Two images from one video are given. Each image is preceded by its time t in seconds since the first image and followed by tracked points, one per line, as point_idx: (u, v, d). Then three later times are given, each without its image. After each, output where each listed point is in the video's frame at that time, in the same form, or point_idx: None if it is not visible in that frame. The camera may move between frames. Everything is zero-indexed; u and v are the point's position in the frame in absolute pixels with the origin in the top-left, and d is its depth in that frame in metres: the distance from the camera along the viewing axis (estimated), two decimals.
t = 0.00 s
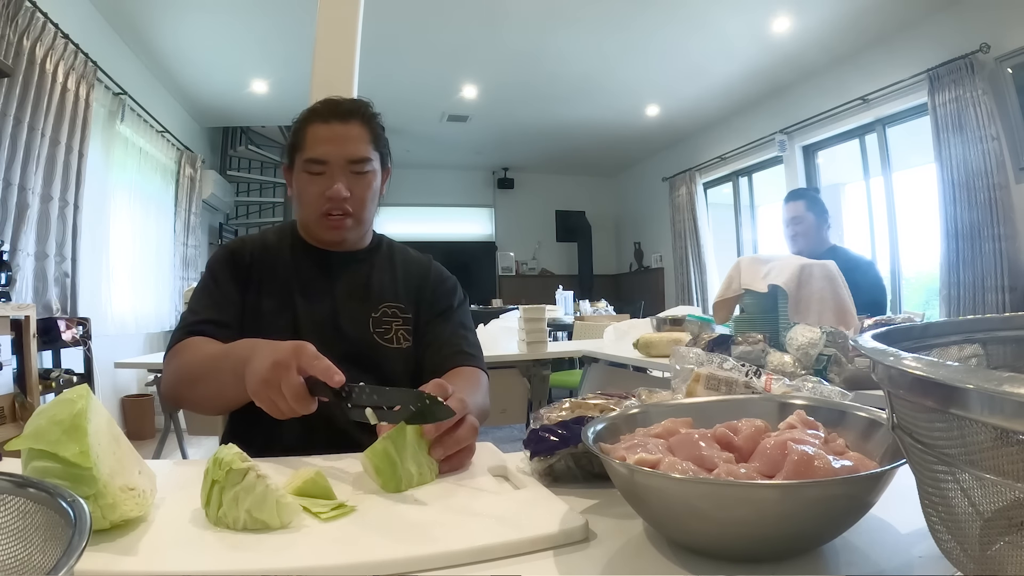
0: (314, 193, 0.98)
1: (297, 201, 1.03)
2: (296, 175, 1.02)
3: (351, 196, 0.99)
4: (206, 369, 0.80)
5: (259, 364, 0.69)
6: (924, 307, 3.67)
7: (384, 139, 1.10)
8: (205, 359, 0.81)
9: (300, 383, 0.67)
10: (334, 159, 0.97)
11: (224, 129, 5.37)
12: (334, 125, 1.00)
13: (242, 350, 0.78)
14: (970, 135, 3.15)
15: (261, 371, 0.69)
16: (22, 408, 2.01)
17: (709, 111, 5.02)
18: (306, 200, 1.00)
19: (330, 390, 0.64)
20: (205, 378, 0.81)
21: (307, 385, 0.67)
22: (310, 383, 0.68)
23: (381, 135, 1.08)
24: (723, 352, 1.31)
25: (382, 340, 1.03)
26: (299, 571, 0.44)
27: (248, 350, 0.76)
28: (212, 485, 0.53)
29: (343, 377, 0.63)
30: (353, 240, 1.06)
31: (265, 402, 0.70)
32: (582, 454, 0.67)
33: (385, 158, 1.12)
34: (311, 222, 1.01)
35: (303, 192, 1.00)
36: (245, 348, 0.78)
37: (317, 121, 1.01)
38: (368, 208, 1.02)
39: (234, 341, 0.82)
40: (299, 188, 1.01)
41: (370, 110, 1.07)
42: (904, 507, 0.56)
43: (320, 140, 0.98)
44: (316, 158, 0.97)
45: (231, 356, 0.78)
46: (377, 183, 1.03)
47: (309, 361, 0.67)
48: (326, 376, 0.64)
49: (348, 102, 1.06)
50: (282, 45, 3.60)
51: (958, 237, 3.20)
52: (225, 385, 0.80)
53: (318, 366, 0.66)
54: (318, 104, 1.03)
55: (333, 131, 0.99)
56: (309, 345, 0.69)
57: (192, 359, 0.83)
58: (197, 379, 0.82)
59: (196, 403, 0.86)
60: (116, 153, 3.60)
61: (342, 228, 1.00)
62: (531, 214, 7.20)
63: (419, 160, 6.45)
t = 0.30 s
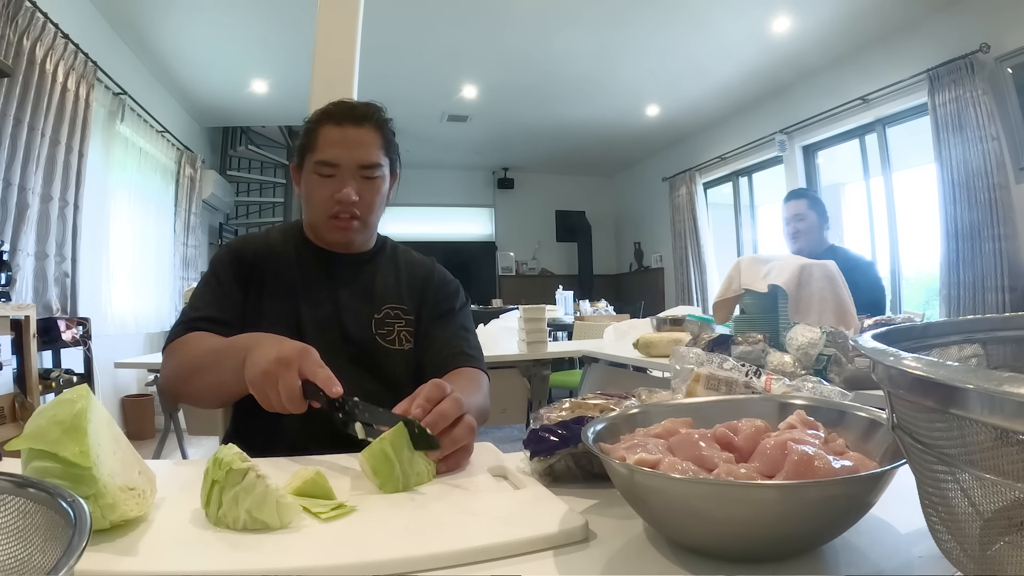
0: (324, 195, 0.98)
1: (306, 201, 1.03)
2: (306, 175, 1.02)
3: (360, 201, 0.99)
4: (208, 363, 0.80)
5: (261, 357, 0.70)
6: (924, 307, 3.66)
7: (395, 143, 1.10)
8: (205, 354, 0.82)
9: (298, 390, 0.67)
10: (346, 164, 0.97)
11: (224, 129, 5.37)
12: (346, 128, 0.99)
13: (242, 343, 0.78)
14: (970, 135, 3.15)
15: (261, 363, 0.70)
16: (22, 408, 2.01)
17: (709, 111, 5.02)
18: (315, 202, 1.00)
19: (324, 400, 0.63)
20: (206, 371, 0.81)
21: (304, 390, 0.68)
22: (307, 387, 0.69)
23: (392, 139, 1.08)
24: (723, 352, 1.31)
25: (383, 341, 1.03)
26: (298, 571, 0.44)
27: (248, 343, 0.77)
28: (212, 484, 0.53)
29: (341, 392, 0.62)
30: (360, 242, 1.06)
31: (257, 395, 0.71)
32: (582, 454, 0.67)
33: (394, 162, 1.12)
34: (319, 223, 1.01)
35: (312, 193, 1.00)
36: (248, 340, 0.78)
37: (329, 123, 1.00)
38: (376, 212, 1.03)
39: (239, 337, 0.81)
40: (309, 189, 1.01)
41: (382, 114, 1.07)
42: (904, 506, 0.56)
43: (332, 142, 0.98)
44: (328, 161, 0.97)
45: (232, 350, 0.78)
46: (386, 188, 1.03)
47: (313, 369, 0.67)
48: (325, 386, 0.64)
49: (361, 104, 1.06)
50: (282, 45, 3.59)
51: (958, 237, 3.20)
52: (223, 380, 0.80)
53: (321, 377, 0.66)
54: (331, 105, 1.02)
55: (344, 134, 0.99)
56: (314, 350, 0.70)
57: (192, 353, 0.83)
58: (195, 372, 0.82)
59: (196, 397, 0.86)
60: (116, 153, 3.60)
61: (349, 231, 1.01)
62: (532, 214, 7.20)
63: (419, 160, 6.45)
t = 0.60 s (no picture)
0: (327, 191, 0.98)
1: (309, 197, 1.03)
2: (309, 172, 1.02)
3: (363, 197, 0.99)
4: (204, 372, 0.80)
5: (257, 380, 0.71)
6: (924, 307, 3.66)
7: (398, 144, 1.10)
8: (201, 360, 0.82)
9: (293, 412, 0.68)
10: (349, 159, 0.97)
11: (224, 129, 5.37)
12: (350, 126, 1.00)
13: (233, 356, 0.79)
14: (970, 135, 3.15)
15: (256, 387, 0.70)
16: (22, 408, 2.01)
17: (709, 111, 5.02)
18: (318, 198, 1.00)
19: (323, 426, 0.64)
20: (201, 380, 0.80)
21: (299, 413, 0.68)
22: (302, 411, 0.69)
23: (396, 139, 1.08)
24: (723, 352, 1.31)
25: (384, 339, 1.03)
26: (298, 571, 0.44)
27: (243, 358, 0.78)
28: (212, 484, 0.53)
29: (340, 418, 0.64)
30: (361, 240, 1.06)
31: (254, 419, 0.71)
32: (582, 454, 0.67)
33: (397, 163, 1.12)
34: (321, 220, 1.01)
35: (316, 190, 1.00)
36: (244, 355, 0.79)
37: (334, 121, 1.01)
38: (378, 210, 1.03)
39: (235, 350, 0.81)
40: (311, 185, 1.01)
41: (387, 114, 1.07)
42: (904, 506, 0.56)
43: (336, 139, 0.98)
44: (332, 157, 0.98)
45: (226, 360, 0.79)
46: (388, 186, 1.03)
47: (309, 395, 0.68)
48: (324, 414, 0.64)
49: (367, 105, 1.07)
50: (282, 45, 3.59)
51: (958, 237, 3.20)
52: (217, 388, 0.80)
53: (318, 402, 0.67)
54: (337, 104, 1.03)
55: (349, 131, 0.99)
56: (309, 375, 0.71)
57: (188, 357, 0.84)
58: (191, 380, 0.82)
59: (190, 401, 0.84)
60: (116, 153, 3.60)
61: (352, 227, 1.00)
62: (532, 214, 7.20)
63: (419, 160, 6.45)
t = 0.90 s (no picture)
0: (327, 189, 0.98)
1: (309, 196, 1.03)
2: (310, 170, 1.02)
3: (363, 196, 0.99)
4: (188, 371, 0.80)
5: (219, 377, 0.70)
6: (924, 307, 3.66)
7: (398, 145, 1.10)
8: (190, 359, 0.82)
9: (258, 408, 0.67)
10: (350, 157, 0.97)
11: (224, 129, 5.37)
12: (352, 124, 1.00)
13: (217, 355, 0.78)
14: (970, 135, 3.15)
15: (219, 385, 0.69)
16: (22, 408, 2.01)
17: (709, 111, 5.02)
18: (318, 196, 1.00)
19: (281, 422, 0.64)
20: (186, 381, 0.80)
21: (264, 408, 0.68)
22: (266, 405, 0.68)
23: (396, 140, 1.08)
24: (723, 352, 1.31)
25: (380, 341, 1.03)
26: (299, 571, 0.44)
27: (224, 355, 0.77)
28: (212, 484, 0.53)
29: (295, 413, 0.63)
30: (360, 239, 1.06)
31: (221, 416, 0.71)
32: (582, 454, 0.67)
33: (396, 164, 1.12)
34: (320, 218, 1.01)
35: (316, 188, 1.00)
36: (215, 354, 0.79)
37: (336, 120, 1.01)
38: (377, 209, 1.03)
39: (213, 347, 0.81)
40: (312, 183, 1.01)
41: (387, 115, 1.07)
42: (904, 507, 0.56)
43: (336, 136, 0.98)
44: (332, 155, 0.98)
45: (209, 359, 0.78)
46: (387, 185, 1.04)
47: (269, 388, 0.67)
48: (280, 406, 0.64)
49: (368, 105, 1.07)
50: (282, 45, 3.59)
51: (958, 237, 3.20)
52: (202, 386, 0.79)
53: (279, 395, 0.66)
54: (338, 103, 1.03)
55: (350, 130, 0.99)
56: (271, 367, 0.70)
57: (177, 357, 0.83)
58: (179, 381, 0.82)
59: (179, 401, 0.84)
60: (116, 153, 3.60)
61: (351, 226, 1.00)
62: (532, 214, 7.20)
63: (419, 160, 6.45)
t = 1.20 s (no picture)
0: (369, 181, 1.00)
1: (334, 193, 1.02)
2: (334, 168, 1.02)
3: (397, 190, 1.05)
4: (189, 385, 0.80)
5: (222, 381, 0.70)
6: (924, 307, 3.66)
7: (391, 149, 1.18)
8: (191, 372, 0.82)
9: (258, 412, 0.67)
10: (386, 148, 1.02)
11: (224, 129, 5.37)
12: (381, 123, 1.06)
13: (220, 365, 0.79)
14: (970, 135, 3.15)
15: (220, 389, 0.70)
16: (22, 408, 2.01)
17: (709, 111, 5.02)
18: (354, 188, 1.00)
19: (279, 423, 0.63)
20: (188, 394, 0.81)
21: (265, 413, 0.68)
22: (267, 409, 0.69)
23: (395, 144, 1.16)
24: (724, 352, 1.31)
25: (378, 338, 1.03)
26: (300, 571, 0.44)
27: (226, 365, 0.77)
28: (212, 484, 0.53)
29: (295, 414, 0.62)
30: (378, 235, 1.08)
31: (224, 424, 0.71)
32: (582, 454, 0.67)
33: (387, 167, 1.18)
34: (360, 209, 1.00)
35: (351, 180, 1.00)
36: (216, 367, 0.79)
37: (363, 118, 1.05)
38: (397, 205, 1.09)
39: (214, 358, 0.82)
40: (343, 177, 1.01)
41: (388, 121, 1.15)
42: (904, 506, 0.56)
43: (368, 130, 1.03)
44: (367, 147, 1.01)
45: (211, 370, 0.79)
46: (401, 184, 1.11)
47: (265, 392, 0.67)
48: (280, 408, 0.63)
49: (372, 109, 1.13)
50: (283, 45, 3.59)
51: (958, 237, 3.20)
52: (202, 398, 0.79)
53: (276, 397, 0.66)
54: (355, 104, 1.08)
55: (383, 127, 1.05)
56: (267, 371, 0.70)
57: (179, 370, 0.84)
58: (181, 394, 0.82)
59: (182, 414, 0.84)
60: (116, 153, 3.60)
61: (386, 218, 1.03)
62: (532, 214, 7.20)
63: (419, 160, 6.45)
